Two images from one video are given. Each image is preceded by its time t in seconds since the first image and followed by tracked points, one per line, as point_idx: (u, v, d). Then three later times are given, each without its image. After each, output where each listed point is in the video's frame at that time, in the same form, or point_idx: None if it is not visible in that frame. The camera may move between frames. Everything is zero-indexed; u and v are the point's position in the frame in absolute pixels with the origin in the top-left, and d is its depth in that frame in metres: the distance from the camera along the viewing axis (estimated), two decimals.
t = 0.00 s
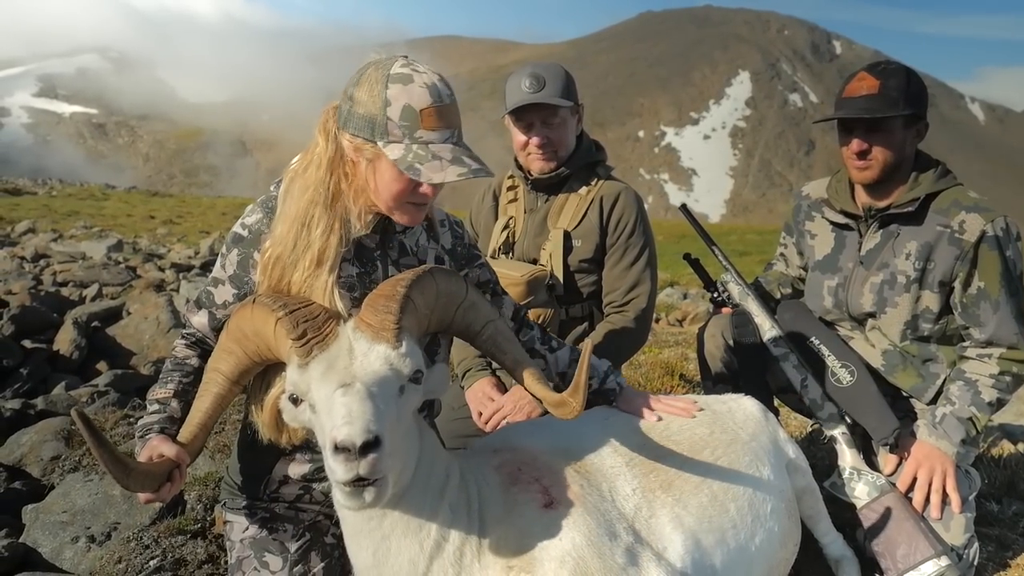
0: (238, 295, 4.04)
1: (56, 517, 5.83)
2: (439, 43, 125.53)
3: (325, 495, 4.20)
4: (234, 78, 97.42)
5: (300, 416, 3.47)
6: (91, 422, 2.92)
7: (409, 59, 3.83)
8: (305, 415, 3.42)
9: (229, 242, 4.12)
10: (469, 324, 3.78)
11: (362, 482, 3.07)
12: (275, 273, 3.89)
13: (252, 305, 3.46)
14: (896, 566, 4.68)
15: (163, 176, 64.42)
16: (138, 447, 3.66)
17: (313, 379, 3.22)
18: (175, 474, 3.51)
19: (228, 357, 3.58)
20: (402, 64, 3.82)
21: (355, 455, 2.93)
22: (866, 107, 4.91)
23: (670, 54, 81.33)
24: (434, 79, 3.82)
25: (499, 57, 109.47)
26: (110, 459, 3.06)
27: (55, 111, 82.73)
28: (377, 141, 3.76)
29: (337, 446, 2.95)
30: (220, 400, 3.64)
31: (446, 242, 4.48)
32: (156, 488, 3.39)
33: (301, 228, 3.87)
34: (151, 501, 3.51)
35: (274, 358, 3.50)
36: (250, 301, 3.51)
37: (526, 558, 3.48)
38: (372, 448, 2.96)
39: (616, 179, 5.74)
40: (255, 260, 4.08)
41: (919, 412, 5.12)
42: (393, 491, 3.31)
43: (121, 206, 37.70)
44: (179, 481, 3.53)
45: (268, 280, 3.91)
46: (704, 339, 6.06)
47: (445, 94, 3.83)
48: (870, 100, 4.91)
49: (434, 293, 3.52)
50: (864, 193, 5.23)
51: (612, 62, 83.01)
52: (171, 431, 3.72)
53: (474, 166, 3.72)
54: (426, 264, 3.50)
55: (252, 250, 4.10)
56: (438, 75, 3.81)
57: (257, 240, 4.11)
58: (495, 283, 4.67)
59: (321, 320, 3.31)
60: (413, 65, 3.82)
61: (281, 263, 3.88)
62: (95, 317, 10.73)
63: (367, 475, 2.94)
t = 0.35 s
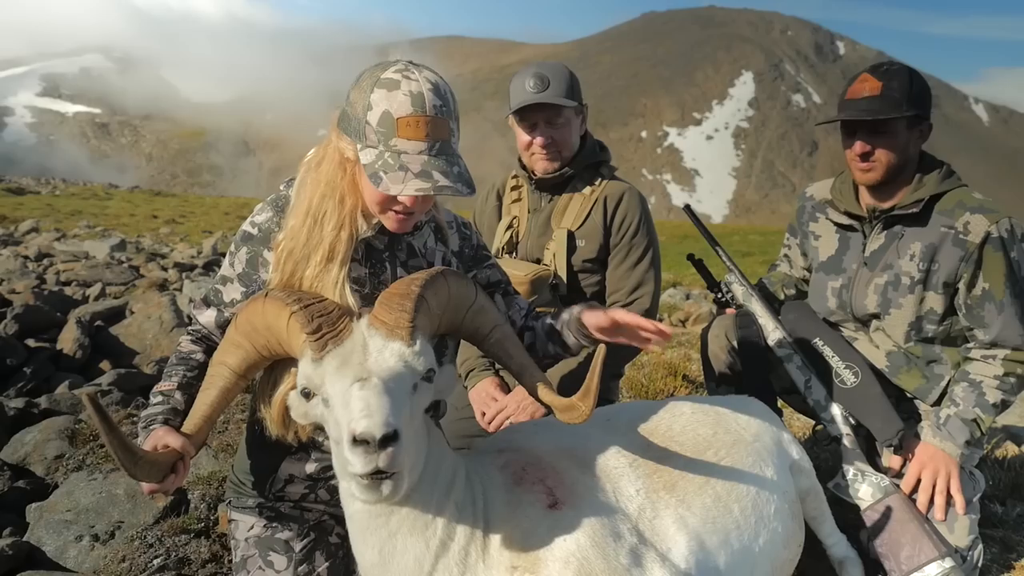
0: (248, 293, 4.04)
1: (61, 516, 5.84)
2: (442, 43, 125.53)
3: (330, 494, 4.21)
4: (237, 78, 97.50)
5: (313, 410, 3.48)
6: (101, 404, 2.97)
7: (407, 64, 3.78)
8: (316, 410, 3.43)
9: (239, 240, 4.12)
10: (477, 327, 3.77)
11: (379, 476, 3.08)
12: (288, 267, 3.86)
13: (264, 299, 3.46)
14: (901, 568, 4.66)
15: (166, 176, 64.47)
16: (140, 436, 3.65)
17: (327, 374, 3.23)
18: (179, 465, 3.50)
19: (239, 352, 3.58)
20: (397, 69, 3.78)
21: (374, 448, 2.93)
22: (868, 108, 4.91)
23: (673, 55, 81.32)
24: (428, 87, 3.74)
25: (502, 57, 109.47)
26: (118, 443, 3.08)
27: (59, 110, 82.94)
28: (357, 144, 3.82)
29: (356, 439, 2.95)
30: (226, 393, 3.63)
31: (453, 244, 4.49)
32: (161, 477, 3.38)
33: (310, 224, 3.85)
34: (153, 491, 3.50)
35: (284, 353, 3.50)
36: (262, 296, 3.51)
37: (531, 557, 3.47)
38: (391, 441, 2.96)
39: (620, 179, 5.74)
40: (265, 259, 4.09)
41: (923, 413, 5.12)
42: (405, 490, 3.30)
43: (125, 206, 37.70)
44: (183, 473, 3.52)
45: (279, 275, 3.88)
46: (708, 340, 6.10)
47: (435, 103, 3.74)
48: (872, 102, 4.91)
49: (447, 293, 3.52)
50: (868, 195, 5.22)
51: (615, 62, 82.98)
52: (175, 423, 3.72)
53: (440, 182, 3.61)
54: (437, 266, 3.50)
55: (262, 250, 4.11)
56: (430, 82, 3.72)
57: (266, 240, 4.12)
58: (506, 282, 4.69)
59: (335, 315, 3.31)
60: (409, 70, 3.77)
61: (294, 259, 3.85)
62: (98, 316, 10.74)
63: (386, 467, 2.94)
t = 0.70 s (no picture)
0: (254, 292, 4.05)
1: (66, 515, 5.86)
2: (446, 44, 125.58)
3: (336, 493, 4.21)
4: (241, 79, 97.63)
5: (319, 410, 3.49)
6: (109, 401, 2.98)
7: (424, 64, 3.80)
8: (324, 409, 3.44)
9: (246, 239, 4.13)
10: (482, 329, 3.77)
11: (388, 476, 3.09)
12: (296, 267, 3.87)
13: (272, 298, 3.47)
14: (906, 569, 4.65)
15: (170, 176, 64.58)
16: (148, 435, 3.66)
17: (336, 374, 3.25)
18: (186, 463, 3.51)
19: (246, 350, 3.58)
20: (414, 68, 3.80)
21: (383, 448, 2.94)
22: (872, 111, 4.90)
23: (677, 56, 81.31)
24: (442, 87, 3.75)
25: (506, 58, 109.46)
26: (125, 440, 3.09)
27: (63, 110, 83.15)
28: (365, 134, 3.85)
29: (364, 439, 2.97)
30: (234, 392, 3.63)
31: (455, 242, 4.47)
32: (168, 475, 3.39)
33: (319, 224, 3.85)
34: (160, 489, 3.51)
35: (292, 352, 3.50)
36: (270, 295, 3.51)
37: (535, 558, 3.48)
38: (399, 442, 2.98)
39: (625, 180, 5.74)
40: (273, 259, 4.09)
41: (929, 415, 5.11)
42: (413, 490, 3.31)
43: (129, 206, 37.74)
44: (190, 471, 3.52)
45: (287, 275, 3.90)
46: (712, 341, 6.08)
47: (449, 104, 3.75)
48: (876, 105, 4.90)
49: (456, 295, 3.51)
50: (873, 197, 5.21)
51: (619, 63, 82.94)
52: (182, 421, 3.72)
53: (448, 180, 3.62)
54: (448, 264, 3.47)
55: (269, 249, 4.11)
56: (445, 83, 3.74)
57: (274, 240, 4.12)
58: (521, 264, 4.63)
59: (344, 314, 3.32)
60: (426, 70, 3.78)
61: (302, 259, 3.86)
62: (103, 316, 10.76)
63: (394, 467, 2.96)
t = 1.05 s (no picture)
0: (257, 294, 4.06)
1: (72, 514, 5.87)
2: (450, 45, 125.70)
3: (340, 494, 4.21)
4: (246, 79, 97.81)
5: (325, 410, 3.50)
6: (115, 402, 2.98)
7: (429, 62, 3.81)
8: (330, 410, 3.45)
9: (250, 242, 4.13)
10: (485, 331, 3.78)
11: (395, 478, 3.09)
12: (300, 269, 3.87)
13: (277, 300, 3.47)
14: (911, 571, 4.64)
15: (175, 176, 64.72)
16: (153, 436, 3.67)
17: (341, 375, 3.26)
18: (191, 464, 3.52)
19: (250, 352, 3.57)
20: (419, 67, 3.81)
21: (389, 450, 2.95)
22: (877, 113, 4.90)
23: (682, 58, 81.33)
24: (448, 84, 3.77)
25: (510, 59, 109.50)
26: (131, 442, 3.10)
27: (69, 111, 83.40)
28: (376, 137, 3.82)
29: (371, 440, 2.97)
30: (238, 394, 3.62)
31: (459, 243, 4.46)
32: (173, 477, 3.40)
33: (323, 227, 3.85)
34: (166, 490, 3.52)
35: (296, 353, 3.50)
36: (275, 297, 3.51)
37: (541, 559, 3.47)
38: (405, 443, 2.98)
39: (630, 181, 5.74)
40: (276, 261, 4.10)
41: (934, 417, 5.10)
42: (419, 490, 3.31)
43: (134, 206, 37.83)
44: (195, 472, 3.53)
45: (291, 277, 3.90)
46: (717, 341, 6.09)
47: (456, 100, 3.76)
48: (881, 106, 4.89)
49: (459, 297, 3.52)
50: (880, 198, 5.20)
51: (623, 64, 82.91)
52: (186, 423, 3.73)
53: (461, 174, 3.64)
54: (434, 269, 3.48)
55: (273, 251, 4.11)
56: (451, 80, 3.75)
57: (277, 242, 4.13)
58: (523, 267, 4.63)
59: (349, 316, 3.32)
60: (430, 68, 3.79)
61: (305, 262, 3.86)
62: (108, 316, 10.78)
63: (401, 470, 2.96)
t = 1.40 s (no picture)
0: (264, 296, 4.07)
1: (77, 513, 5.88)
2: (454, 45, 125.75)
3: (344, 495, 4.21)
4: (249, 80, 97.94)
5: (331, 410, 3.51)
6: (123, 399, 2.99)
7: (430, 63, 3.82)
8: (336, 409, 3.45)
9: (256, 244, 4.15)
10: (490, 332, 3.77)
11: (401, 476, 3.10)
12: (305, 273, 3.87)
13: (283, 299, 3.47)
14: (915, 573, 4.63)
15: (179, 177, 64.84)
16: (158, 434, 3.67)
17: (347, 374, 3.26)
18: (196, 462, 3.52)
19: (255, 352, 3.58)
20: (421, 68, 3.82)
21: (396, 448, 2.96)
22: (882, 115, 4.90)
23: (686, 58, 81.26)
24: (454, 83, 3.79)
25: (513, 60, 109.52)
26: (137, 438, 3.11)
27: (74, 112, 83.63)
28: (391, 145, 3.79)
29: (378, 438, 2.98)
30: (243, 393, 3.63)
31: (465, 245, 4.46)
32: (179, 474, 3.40)
33: (327, 228, 3.85)
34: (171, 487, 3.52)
35: (301, 353, 3.51)
36: (281, 296, 3.52)
37: (545, 559, 3.48)
38: (412, 441, 2.99)
39: (634, 182, 5.74)
40: (282, 263, 4.10)
41: (939, 418, 5.09)
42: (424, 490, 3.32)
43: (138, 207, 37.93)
44: (200, 470, 3.53)
45: (296, 280, 3.90)
46: (721, 343, 6.07)
47: (464, 98, 3.79)
48: (885, 108, 4.90)
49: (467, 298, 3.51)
50: (884, 200, 5.19)
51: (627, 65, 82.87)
52: (190, 421, 3.73)
53: (485, 170, 3.69)
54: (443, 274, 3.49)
55: (279, 254, 4.12)
56: (458, 79, 3.78)
57: (283, 244, 4.13)
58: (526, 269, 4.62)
59: (355, 316, 3.33)
60: (433, 69, 3.81)
61: (309, 264, 3.86)
62: (112, 316, 10.80)
63: (408, 467, 2.98)
